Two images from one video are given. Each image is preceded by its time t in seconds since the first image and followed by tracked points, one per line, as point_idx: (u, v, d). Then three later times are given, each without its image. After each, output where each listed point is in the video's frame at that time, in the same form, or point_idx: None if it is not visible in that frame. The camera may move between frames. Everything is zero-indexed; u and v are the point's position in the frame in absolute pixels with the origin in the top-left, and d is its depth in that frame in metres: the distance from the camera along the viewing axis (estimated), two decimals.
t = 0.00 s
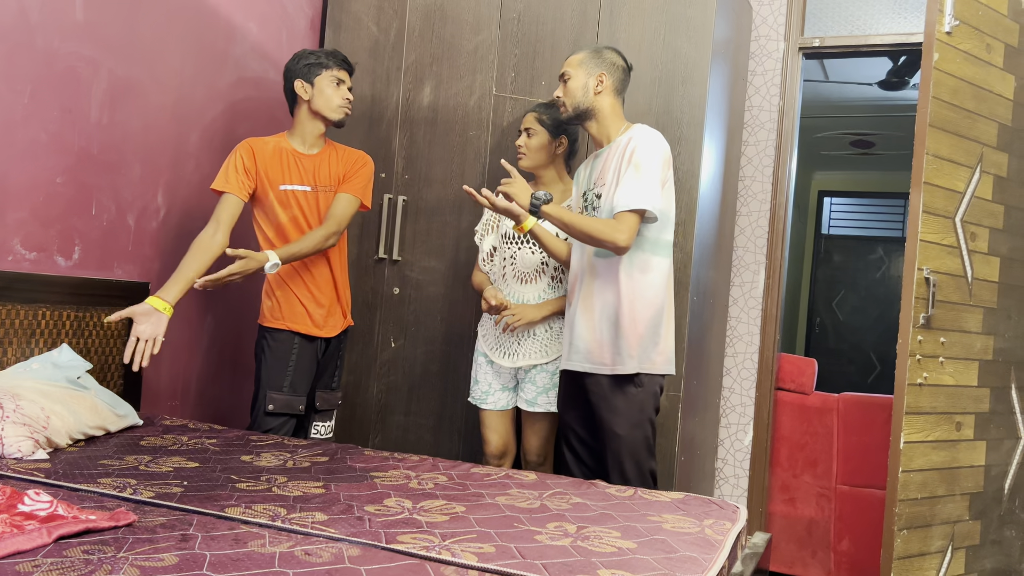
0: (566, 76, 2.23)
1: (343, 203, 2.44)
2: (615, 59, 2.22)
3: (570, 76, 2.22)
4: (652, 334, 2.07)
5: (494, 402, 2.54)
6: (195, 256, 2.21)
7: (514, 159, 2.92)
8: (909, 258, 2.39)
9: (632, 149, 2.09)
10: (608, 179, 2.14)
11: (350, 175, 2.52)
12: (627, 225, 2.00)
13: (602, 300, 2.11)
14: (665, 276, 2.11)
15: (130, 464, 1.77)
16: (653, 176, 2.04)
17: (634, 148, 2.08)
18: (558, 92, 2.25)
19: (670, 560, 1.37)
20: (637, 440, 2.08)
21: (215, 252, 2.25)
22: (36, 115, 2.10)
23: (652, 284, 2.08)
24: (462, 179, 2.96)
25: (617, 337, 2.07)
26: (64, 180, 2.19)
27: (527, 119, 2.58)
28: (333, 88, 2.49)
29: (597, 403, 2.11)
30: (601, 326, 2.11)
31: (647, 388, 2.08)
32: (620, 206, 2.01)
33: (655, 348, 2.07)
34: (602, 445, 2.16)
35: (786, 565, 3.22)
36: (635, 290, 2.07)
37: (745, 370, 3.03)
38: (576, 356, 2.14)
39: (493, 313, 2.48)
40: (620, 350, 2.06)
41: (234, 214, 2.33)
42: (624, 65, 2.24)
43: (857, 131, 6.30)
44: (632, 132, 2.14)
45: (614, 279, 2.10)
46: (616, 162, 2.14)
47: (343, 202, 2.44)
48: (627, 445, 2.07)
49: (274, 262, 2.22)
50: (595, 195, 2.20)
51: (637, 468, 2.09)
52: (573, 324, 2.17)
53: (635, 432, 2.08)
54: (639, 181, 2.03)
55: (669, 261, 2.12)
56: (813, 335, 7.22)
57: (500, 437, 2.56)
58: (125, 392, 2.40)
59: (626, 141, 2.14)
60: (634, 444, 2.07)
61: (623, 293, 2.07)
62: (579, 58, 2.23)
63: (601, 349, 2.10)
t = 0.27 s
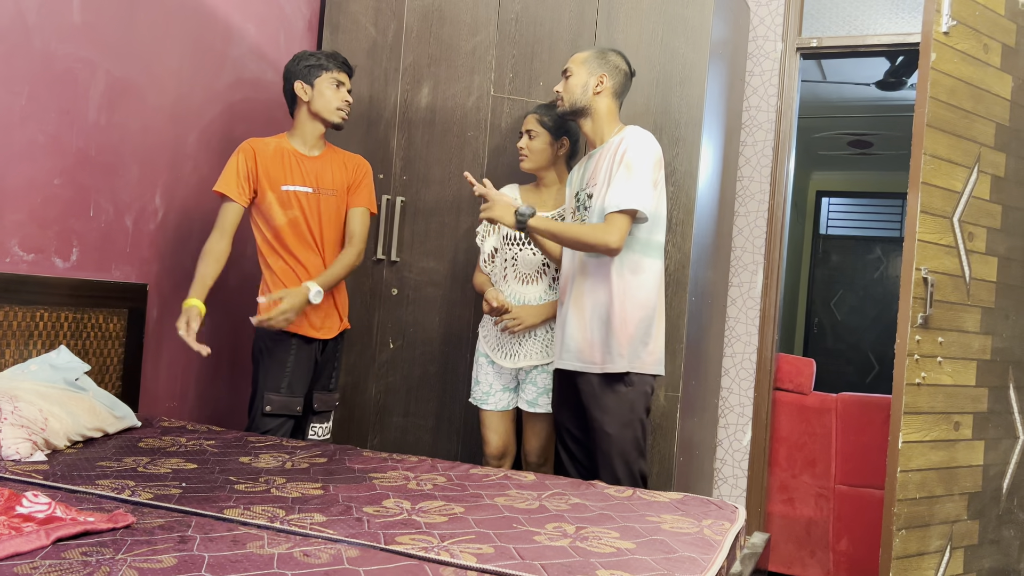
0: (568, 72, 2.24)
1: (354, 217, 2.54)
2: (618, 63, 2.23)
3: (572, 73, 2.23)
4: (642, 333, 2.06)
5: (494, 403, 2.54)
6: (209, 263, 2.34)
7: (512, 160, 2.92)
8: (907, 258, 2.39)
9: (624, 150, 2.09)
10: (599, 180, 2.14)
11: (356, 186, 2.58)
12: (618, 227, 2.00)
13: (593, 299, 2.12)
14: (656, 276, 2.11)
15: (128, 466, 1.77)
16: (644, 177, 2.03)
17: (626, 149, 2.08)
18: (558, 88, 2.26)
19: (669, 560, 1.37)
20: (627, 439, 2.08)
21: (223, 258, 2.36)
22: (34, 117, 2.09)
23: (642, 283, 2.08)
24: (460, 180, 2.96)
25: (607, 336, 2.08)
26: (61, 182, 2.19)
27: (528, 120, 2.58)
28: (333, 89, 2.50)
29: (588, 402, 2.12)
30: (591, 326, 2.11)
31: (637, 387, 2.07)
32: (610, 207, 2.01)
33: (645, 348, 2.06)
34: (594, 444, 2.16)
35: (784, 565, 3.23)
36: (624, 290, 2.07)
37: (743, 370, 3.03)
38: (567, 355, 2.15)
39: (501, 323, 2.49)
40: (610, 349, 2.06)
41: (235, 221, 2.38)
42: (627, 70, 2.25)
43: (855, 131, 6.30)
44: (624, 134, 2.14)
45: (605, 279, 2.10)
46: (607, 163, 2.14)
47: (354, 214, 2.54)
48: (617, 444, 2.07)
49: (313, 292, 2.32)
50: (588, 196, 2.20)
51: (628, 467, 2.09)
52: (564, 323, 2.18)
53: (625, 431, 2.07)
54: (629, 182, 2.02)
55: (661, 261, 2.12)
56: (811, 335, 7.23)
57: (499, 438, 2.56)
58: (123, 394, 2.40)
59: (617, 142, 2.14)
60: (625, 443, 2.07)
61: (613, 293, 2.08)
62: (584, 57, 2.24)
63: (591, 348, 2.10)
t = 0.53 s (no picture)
0: (573, 70, 2.25)
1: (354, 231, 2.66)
2: (623, 66, 2.24)
3: (577, 71, 2.24)
4: (637, 337, 2.06)
5: (495, 404, 2.54)
6: (229, 274, 2.34)
7: (511, 161, 2.92)
8: (906, 259, 2.39)
9: (623, 155, 2.09)
10: (597, 184, 2.14)
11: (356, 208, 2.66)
12: (621, 236, 2.01)
13: (588, 301, 2.11)
14: (652, 282, 2.12)
15: (127, 468, 1.76)
16: (643, 182, 2.03)
17: (625, 154, 2.08)
18: (562, 85, 2.27)
19: (668, 561, 1.37)
20: (620, 440, 2.07)
21: (237, 267, 2.36)
22: (32, 119, 2.09)
23: (638, 287, 2.09)
24: (458, 181, 2.96)
25: (601, 338, 2.07)
26: (59, 184, 2.19)
27: (529, 122, 2.58)
28: (338, 93, 2.51)
29: (582, 402, 2.12)
30: (585, 327, 2.11)
31: (630, 388, 2.08)
32: (612, 215, 2.02)
33: (639, 351, 2.07)
34: (586, 446, 2.15)
35: (783, 565, 3.23)
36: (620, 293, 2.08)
37: (742, 371, 3.03)
38: (560, 355, 2.14)
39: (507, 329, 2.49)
40: (605, 350, 2.06)
41: (243, 227, 2.37)
42: (631, 75, 2.26)
43: (853, 132, 6.31)
44: (622, 136, 2.14)
45: (602, 280, 2.10)
46: (606, 167, 2.13)
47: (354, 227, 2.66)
48: (610, 445, 2.07)
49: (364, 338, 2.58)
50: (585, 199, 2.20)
51: (620, 468, 2.08)
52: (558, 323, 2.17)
53: (618, 432, 2.07)
54: (629, 188, 2.02)
55: (657, 266, 2.13)
56: (810, 335, 7.23)
57: (499, 439, 2.56)
58: (122, 396, 2.40)
59: (616, 145, 2.14)
60: (617, 444, 2.07)
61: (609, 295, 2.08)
62: (591, 57, 2.25)
63: (585, 350, 2.09)
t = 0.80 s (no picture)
0: (583, 71, 2.25)
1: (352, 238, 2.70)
2: (632, 70, 2.24)
3: (587, 72, 2.24)
4: (635, 340, 2.07)
5: (495, 406, 2.54)
6: (232, 279, 2.33)
7: (510, 163, 2.91)
8: (905, 260, 2.39)
9: (626, 157, 2.09)
10: (599, 186, 2.14)
11: (353, 214, 2.68)
12: (627, 240, 2.02)
13: (587, 302, 2.11)
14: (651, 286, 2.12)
15: (126, 471, 1.76)
16: (646, 186, 2.04)
17: (628, 157, 2.08)
18: (570, 85, 2.27)
19: (668, 563, 1.37)
20: (612, 440, 2.07)
21: (241, 271, 2.35)
22: (31, 121, 2.09)
23: (638, 291, 2.09)
24: (457, 183, 2.96)
25: (599, 339, 2.08)
26: (58, 187, 2.18)
27: (532, 124, 2.58)
28: (341, 95, 2.51)
29: (575, 401, 2.12)
30: (583, 328, 2.10)
31: (624, 389, 2.08)
32: (616, 219, 2.03)
33: (636, 354, 2.07)
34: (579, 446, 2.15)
35: (783, 567, 3.22)
36: (620, 295, 2.08)
37: (741, 373, 3.04)
38: (557, 355, 2.14)
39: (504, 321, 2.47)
40: (603, 352, 2.06)
41: (248, 230, 2.35)
42: (640, 80, 2.26)
43: (851, 133, 6.31)
44: (625, 139, 2.14)
45: (602, 282, 2.10)
46: (608, 169, 2.13)
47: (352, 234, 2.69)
48: (602, 445, 2.07)
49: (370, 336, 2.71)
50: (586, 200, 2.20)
51: (612, 469, 2.08)
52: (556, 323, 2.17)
53: (610, 433, 2.07)
54: (633, 192, 2.03)
55: (656, 271, 2.13)
56: (809, 337, 7.23)
57: (499, 442, 2.55)
58: (120, 398, 2.40)
59: (619, 147, 2.14)
60: (610, 445, 2.07)
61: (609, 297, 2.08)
62: (601, 59, 2.25)
63: (582, 351, 2.09)
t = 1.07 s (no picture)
0: (584, 79, 2.24)
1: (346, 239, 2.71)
2: (633, 68, 2.24)
3: (589, 81, 2.23)
4: (636, 345, 2.07)
5: (496, 407, 2.54)
6: (235, 277, 2.32)
7: (509, 165, 2.91)
8: (904, 262, 2.39)
9: (635, 162, 2.09)
10: (607, 189, 2.14)
11: (349, 217, 2.69)
12: (634, 246, 2.02)
13: (590, 305, 2.11)
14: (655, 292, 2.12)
15: (125, 473, 1.76)
16: (654, 192, 2.03)
17: (637, 161, 2.08)
18: (574, 96, 2.25)
19: (667, 565, 1.37)
20: (610, 443, 2.07)
21: (244, 270, 2.34)
22: (30, 124, 2.09)
23: (641, 296, 2.09)
24: (457, 186, 2.96)
25: (600, 342, 2.07)
26: (57, 189, 2.18)
27: (533, 129, 2.57)
28: (341, 98, 2.51)
29: (576, 403, 2.11)
30: (584, 331, 2.10)
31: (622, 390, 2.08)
32: (623, 223, 2.03)
33: (638, 359, 2.07)
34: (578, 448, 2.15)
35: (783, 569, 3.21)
36: (624, 300, 2.09)
37: (740, 375, 3.04)
38: (558, 356, 2.13)
39: (508, 308, 2.45)
40: (604, 356, 2.06)
41: (252, 231, 2.35)
42: (641, 75, 2.27)
43: (850, 135, 6.32)
44: (634, 143, 2.14)
45: (606, 285, 2.10)
46: (617, 172, 2.14)
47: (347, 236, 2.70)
48: (601, 448, 2.07)
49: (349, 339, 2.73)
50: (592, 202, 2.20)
51: (611, 472, 2.08)
52: (558, 324, 2.17)
53: (610, 435, 2.07)
54: (640, 197, 2.03)
55: (660, 277, 2.13)
56: (808, 338, 7.23)
57: (497, 443, 2.55)
58: (120, 400, 2.40)
59: (628, 151, 2.14)
60: (609, 447, 2.07)
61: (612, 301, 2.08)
62: (600, 64, 2.24)
63: (583, 353, 2.09)
